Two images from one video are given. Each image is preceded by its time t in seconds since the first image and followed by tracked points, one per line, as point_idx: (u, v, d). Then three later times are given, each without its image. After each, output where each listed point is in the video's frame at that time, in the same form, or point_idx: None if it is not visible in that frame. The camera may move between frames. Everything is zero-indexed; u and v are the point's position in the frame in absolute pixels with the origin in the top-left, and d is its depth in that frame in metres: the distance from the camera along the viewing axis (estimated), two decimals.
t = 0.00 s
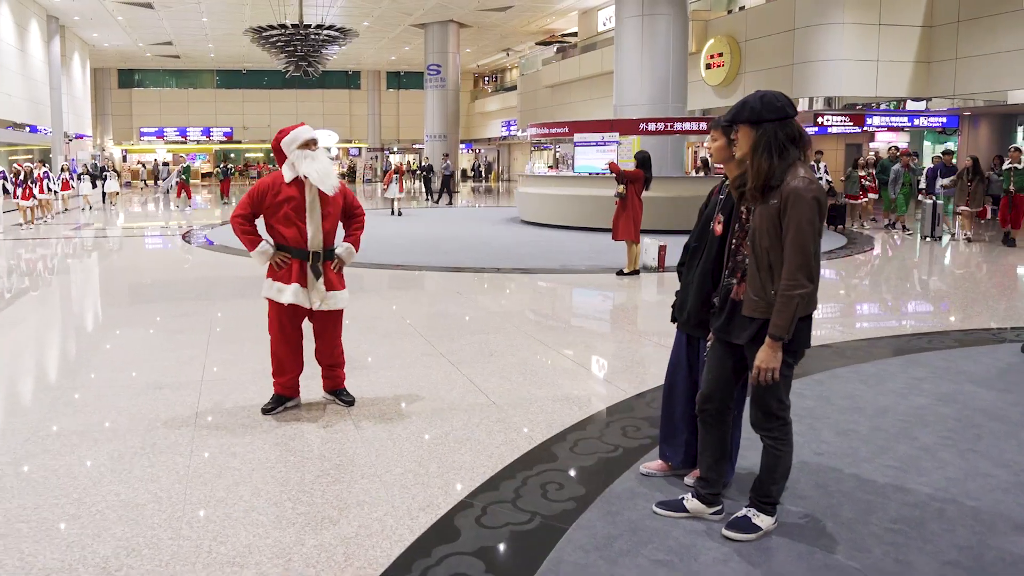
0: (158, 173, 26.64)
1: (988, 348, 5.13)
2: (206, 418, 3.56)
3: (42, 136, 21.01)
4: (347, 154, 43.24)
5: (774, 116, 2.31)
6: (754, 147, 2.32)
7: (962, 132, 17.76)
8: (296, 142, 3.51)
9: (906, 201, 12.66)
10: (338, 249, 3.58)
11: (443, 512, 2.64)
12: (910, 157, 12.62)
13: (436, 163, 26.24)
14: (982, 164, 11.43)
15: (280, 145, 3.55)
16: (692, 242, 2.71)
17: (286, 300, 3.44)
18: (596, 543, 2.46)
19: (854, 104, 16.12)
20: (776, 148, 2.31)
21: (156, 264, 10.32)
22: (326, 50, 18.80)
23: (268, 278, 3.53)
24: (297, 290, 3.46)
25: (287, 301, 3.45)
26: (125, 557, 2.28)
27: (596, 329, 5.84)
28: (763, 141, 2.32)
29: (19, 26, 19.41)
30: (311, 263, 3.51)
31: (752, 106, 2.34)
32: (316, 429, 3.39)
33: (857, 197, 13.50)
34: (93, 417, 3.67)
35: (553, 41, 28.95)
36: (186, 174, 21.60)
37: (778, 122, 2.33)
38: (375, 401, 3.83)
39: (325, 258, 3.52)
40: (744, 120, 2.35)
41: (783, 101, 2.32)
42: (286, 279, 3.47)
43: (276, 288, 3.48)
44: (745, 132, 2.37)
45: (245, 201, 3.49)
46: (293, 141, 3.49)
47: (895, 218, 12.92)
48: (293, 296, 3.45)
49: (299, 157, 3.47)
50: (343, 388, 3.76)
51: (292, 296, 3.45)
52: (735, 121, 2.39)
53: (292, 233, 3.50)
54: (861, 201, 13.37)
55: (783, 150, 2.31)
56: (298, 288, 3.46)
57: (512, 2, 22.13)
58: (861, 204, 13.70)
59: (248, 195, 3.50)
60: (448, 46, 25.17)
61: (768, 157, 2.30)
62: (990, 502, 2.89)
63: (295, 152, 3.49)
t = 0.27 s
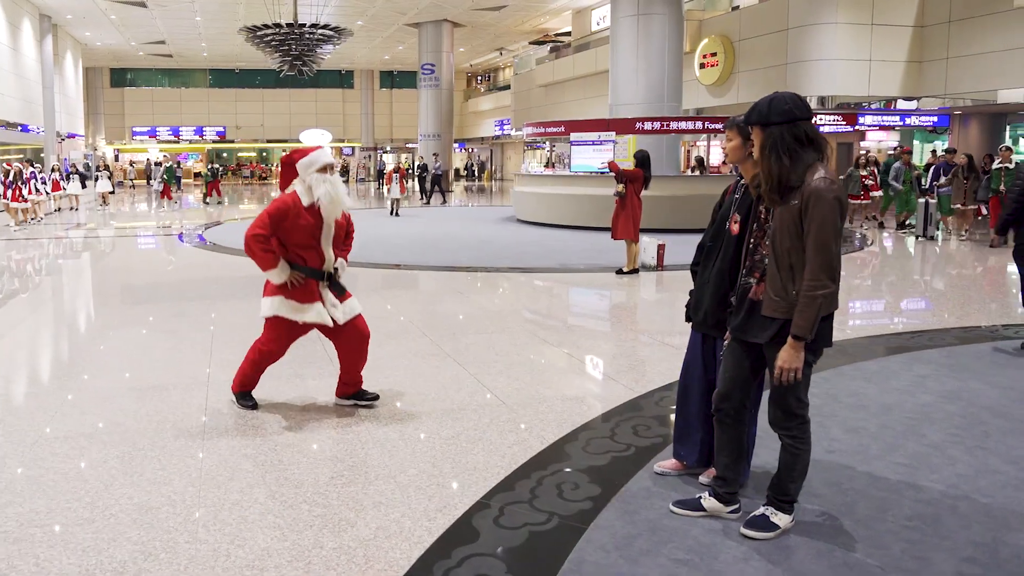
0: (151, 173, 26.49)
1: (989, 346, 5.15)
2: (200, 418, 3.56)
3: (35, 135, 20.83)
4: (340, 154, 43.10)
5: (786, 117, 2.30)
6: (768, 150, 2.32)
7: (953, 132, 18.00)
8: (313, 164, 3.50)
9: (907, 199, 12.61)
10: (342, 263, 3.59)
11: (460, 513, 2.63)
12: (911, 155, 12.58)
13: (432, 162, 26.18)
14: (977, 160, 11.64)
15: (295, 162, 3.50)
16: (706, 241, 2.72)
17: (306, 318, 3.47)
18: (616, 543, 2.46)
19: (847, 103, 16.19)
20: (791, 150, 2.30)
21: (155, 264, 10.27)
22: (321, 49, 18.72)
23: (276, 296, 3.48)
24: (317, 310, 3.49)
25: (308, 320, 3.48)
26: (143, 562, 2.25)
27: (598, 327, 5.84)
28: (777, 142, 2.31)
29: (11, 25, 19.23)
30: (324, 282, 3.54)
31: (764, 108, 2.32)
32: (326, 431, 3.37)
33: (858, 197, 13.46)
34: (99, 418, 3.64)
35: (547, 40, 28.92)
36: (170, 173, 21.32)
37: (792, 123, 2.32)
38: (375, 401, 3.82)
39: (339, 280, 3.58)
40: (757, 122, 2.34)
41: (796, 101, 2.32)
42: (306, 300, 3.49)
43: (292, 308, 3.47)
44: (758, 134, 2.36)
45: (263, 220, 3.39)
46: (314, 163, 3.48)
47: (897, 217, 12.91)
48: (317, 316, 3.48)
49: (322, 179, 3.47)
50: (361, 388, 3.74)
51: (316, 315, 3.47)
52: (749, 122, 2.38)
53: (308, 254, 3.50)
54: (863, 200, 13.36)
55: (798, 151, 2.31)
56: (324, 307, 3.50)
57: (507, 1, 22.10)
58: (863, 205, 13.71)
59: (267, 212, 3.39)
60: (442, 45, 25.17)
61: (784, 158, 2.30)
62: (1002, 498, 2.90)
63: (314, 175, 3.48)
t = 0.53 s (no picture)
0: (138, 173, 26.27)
1: (980, 344, 5.20)
2: (190, 419, 3.56)
3: (21, 135, 20.60)
4: (327, 153, 42.94)
5: (789, 119, 2.30)
6: (772, 152, 2.32)
7: (935, 131, 18.19)
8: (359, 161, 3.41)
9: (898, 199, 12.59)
10: (392, 262, 3.49)
11: (467, 515, 2.62)
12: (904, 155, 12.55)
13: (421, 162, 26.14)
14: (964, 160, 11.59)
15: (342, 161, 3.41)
16: (711, 242, 2.74)
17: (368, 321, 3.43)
18: (624, 544, 2.46)
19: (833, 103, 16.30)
20: (794, 152, 2.31)
21: (146, 264, 10.20)
22: (309, 49, 18.64)
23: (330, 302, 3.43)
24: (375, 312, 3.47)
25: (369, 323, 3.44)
26: (149, 568, 2.23)
27: (593, 327, 5.85)
28: (782, 144, 2.31)
29: None
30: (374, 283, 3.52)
31: (767, 111, 2.33)
32: (328, 433, 3.36)
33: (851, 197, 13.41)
34: (95, 421, 3.60)
35: (535, 40, 28.92)
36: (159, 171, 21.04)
37: (795, 125, 2.32)
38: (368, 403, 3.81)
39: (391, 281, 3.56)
40: (761, 124, 2.35)
41: (799, 103, 2.32)
42: (364, 303, 3.44)
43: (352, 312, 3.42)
44: (762, 135, 2.37)
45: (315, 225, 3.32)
46: (361, 160, 3.39)
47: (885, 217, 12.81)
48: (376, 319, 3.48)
49: (372, 178, 3.37)
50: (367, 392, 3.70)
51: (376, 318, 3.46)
52: (753, 125, 2.38)
53: (359, 256, 3.45)
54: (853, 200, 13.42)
55: (802, 154, 2.31)
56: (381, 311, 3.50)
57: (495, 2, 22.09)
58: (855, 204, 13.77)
59: (315, 216, 3.33)
60: (431, 45, 25.16)
61: (787, 161, 2.30)
62: (1001, 496, 2.92)
63: (362, 171, 3.39)
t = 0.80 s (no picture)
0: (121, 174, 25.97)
1: (964, 338, 5.22)
2: (176, 421, 3.54)
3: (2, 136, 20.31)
4: (311, 153, 42.73)
5: (791, 120, 2.32)
6: (773, 153, 2.33)
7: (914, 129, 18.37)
8: (402, 155, 3.31)
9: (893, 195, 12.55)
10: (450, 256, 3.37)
11: (464, 516, 2.61)
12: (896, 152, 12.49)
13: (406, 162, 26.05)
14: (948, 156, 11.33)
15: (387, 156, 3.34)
16: (707, 242, 2.75)
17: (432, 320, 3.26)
18: (622, 544, 2.46)
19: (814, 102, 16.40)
20: (793, 153, 2.32)
21: (131, 265, 10.09)
22: (294, 49, 18.54)
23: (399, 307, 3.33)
24: (440, 309, 3.28)
25: (433, 322, 3.27)
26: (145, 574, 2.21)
27: (581, 326, 5.84)
28: (782, 145, 2.33)
29: None
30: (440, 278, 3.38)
31: (768, 111, 2.34)
32: (322, 436, 3.32)
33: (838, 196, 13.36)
34: (81, 425, 3.54)
35: (519, 40, 28.96)
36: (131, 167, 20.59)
37: (796, 126, 2.33)
38: (356, 404, 3.80)
39: (458, 274, 3.38)
40: (761, 124, 2.35)
41: (799, 104, 2.33)
42: (427, 301, 3.30)
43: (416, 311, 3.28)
44: (761, 136, 2.38)
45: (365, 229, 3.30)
46: (402, 154, 3.30)
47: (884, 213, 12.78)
48: (442, 315, 3.29)
49: (420, 171, 3.28)
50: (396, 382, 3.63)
51: (440, 314, 3.27)
52: (753, 125, 2.39)
53: (416, 253, 3.32)
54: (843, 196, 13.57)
55: (799, 154, 2.32)
56: (447, 305, 3.30)
57: (480, 2, 22.07)
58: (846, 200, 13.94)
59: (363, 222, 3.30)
60: (415, 45, 25.14)
61: (786, 161, 2.31)
62: (992, 491, 2.93)
63: (410, 165, 3.30)
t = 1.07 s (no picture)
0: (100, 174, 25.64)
1: (943, 332, 5.25)
2: (158, 424, 3.50)
3: None
4: (292, 153, 42.52)
5: (774, 119, 2.32)
6: (756, 152, 2.33)
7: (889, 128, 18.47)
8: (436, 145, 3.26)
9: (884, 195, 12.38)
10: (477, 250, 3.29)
11: (451, 519, 2.60)
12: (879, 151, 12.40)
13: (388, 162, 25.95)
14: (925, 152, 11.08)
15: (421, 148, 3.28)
16: (695, 242, 2.76)
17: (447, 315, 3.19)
18: (610, 544, 2.47)
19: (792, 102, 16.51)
20: (776, 152, 2.32)
21: (110, 266, 9.96)
22: (275, 48, 18.42)
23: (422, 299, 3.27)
24: (461, 302, 3.21)
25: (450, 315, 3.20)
26: None
27: (565, 326, 5.83)
28: (764, 145, 2.33)
29: None
30: (467, 273, 3.29)
31: (751, 110, 2.34)
32: (306, 438, 3.31)
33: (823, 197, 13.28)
34: (62, 430, 3.49)
35: (500, 40, 28.95)
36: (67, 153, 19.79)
37: (779, 125, 2.34)
38: (339, 405, 3.78)
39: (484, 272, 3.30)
40: (743, 124, 2.36)
41: (781, 103, 2.33)
42: (447, 293, 3.23)
43: (438, 304, 3.21)
44: (743, 135, 2.38)
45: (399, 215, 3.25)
46: (431, 147, 3.24)
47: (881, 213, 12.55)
48: (460, 309, 3.21)
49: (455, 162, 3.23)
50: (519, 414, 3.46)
51: (456, 307, 3.20)
52: (734, 124, 2.39)
53: (444, 245, 3.26)
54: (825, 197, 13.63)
55: (781, 153, 2.33)
56: (466, 300, 3.22)
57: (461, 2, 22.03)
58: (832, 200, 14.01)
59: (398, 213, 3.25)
60: (396, 45, 25.03)
61: (770, 161, 2.31)
62: (972, 486, 2.95)
63: (445, 156, 3.24)
